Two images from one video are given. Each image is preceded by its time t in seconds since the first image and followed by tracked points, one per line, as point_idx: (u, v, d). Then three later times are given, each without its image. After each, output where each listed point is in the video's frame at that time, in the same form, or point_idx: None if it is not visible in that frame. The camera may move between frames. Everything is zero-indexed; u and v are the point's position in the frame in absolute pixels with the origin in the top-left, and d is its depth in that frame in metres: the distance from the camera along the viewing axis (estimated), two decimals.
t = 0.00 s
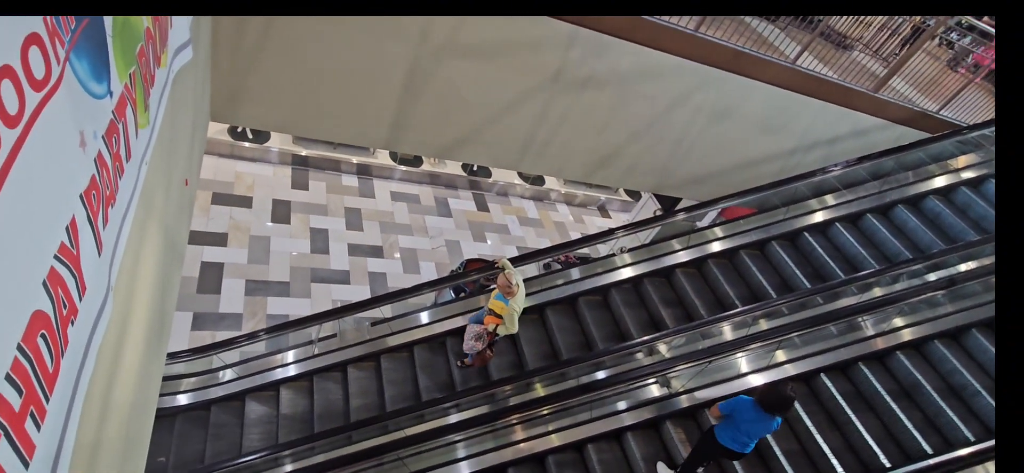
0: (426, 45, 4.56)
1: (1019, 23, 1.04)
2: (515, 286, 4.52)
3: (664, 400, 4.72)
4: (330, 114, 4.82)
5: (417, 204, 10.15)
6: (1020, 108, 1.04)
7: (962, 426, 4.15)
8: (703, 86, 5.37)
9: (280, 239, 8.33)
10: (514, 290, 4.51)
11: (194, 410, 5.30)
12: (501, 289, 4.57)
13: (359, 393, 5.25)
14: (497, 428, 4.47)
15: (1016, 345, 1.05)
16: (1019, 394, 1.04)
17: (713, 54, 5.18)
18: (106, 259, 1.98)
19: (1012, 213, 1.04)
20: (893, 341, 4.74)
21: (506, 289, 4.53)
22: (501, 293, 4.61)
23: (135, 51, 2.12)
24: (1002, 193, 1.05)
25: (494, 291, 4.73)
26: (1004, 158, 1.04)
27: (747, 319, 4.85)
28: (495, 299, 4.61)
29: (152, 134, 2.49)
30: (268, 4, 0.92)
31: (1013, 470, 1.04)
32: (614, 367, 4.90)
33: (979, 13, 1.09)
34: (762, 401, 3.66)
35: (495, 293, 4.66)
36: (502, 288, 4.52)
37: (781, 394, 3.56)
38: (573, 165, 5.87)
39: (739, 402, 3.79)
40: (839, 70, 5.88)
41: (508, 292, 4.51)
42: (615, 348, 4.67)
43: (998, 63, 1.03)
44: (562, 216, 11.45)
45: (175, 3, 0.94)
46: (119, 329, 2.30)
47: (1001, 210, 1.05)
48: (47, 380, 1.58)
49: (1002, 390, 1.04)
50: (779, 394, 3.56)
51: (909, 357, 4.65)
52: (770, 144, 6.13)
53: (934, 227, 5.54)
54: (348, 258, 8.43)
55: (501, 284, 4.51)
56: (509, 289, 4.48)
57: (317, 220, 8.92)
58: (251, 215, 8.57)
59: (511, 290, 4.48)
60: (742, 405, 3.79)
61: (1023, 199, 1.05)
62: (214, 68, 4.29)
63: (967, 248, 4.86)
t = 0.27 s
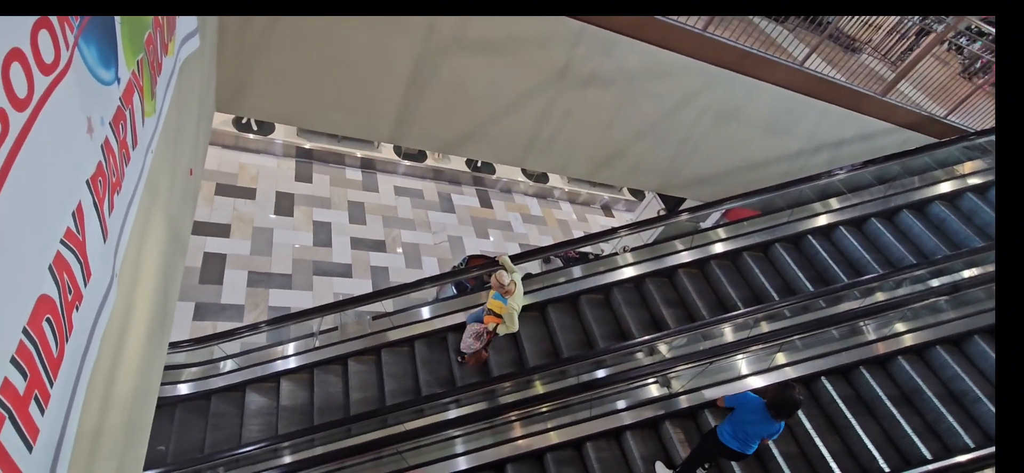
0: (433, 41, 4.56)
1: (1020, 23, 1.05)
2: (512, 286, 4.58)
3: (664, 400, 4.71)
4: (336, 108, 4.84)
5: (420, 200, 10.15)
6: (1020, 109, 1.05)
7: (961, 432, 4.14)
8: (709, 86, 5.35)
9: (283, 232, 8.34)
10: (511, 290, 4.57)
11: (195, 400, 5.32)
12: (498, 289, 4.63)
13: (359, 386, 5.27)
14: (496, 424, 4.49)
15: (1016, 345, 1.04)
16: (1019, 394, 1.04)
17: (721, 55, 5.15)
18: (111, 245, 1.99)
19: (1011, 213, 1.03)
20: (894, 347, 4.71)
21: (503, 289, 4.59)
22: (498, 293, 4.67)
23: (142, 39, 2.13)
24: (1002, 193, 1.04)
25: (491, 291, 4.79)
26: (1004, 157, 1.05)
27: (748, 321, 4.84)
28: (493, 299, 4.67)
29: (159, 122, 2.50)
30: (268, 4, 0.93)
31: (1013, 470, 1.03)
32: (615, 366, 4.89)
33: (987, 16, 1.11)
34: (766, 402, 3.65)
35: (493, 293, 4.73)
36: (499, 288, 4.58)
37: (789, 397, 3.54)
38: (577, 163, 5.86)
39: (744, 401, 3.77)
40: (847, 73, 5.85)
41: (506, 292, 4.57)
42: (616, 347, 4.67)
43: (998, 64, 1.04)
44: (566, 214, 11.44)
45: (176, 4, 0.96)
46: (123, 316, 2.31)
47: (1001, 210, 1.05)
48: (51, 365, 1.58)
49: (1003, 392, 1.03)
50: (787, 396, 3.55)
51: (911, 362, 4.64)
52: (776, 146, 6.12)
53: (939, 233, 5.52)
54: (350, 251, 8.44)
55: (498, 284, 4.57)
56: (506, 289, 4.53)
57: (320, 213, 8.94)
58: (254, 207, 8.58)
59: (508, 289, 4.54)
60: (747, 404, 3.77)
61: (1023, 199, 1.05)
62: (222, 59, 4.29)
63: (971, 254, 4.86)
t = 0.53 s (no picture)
0: (435, 37, 4.55)
1: None
2: (510, 283, 4.49)
3: (662, 399, 4.72)
4: (336, 104, 4.84)
5: (420, 195, 10.15)
6: None
7: (958, 434, 4.15)
8: (712, 85, 5.34)
9: (283, 226, 8.34)
10: (509, 287, 4.49)
11: (193, 393, 5.33)
12: (497, 285, 4.55)
13: (357, 381, 5.27)
14: (493, 420, 4.50)
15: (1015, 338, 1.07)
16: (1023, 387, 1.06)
17: (724, 54, 5.14)
18: (112, 235, 1.99)
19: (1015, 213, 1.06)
20: (892, 348, 4.73)
21: (501, 286, 4.51)
22: (497, 289, 4.61)
23: (145, 29, 2.13)
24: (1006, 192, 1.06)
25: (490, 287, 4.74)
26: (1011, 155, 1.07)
27: (748, 321, 4.84)
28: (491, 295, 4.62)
29: (160, 113, 2.50)
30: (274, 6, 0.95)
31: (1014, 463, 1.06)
32: (613, 364, 4.90)
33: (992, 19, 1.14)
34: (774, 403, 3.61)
35: (492, 289, 4.68)
36: (496, 285, 4.51)
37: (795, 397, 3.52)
38: (578, 161, 5.86)
39: (754, 399, 3.71)
40: (850, 74, 5.84)
41: (503, 289, 4.49)
42: (614, 345, 4.67)
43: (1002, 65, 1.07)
44: (566, 212, 11.43)
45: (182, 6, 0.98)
46: (123, 307, 2.31)
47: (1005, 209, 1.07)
48: (52, 355, 1.58)
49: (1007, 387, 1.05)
50: (793, 396, 3.53)
51: (909, 364, 4.64)
52: (777, 146, 6.12)
53: (939, 235, 5.52)
54: (350, 246, 8.44)
55: (495, 281, 4.49)
56: (503, 286, 4.45)
57: (320, 208, 8.94)
58: (254, 201, 8.58)
59: (505, 286, 4.46)
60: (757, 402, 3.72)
61: None
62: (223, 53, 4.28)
63: (971, 257, 4.82)
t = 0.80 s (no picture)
0: (434, 33, 4.54)
1: None
2: (505, 277, 4.52)
3: (658, 396, 4.74)
4: (333, 99, 4.82)
5: (418, 192, 10.13)
6: None
7: (952, 432, 4.17)
8: (710, 83, 5.34)
9: (280, 222, 8.33)
10: (505, 281, 4.52)
11: (190, 389, 5.33)
12: (492, 281, 4.58)
13: (354, 378, 5.27)
14: (489, 417, 4.50)
15: None
16: None
17: (722, 51, 5.13)
18: (107, 230, 1.98)
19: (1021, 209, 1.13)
20: (888, 346, 4.75)
21: (497, 280, 4.54)
22: (493, 285, 4.63)
23: (141, 23, 2.11)
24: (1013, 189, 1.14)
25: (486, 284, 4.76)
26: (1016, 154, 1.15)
27: (744, 319, 4.85)
28: (487, 291, 4.64)
29: (156, 108, 2.48)
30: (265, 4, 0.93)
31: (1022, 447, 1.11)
32: (610, 361, 4.91)
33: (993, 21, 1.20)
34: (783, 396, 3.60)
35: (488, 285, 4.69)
36: (492, 280, 4.53)
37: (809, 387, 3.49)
38: (576, 158, 5.86)
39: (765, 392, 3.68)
40: (848, 73, 5.84)
41: (499, 283, 4.52)
42: (611, 342, 4.67)
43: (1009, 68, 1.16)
44: (564, 209, 11.42)
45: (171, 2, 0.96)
46: (118, 302, 2.30)
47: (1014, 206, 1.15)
48: (46, 350, 1.58)
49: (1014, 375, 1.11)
50: (806, 388, 3.51)
51: (904, 362, 4.66)
52: (776, 144, 6.13)
53: (935, 234, 5.53)
54: (348, 243, 8.43)
55: (491, 276, 4.52)
56: (499, 280, 4.48)
57: (317, 204, 8.92)
58: (251, 197, 8.56)
59: (501, 280, 4.49)
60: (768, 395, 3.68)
61: None
62: (220, 47, 4.27)
63: (966, 256, 4.85)
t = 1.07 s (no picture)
0: (430, 30, 4.52)
1: None
2: (499, 269, 4.55)
3: (653, 393, 4.75)
4: (328, 96, 4.81)
5: (415, 189, 10.12)
6: None
7: (945, 428, 4.20)
8: (706, 80, 5.34)
9: (276, 219, 8.31)
10: (499, 273, 4.55)
11: (186, 387, 5.31)
12: (486, 273, 4.60)
13: (351, 375, 5.27)
14: (485, 415, 4.50)
15: None
16: None
17: (718, 48, 5.13)
18: (97, 228, 1.97)
19: None
20: (883, 342, 4.77)
21: (490, 273, 4.55)
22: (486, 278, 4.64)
23: (131, 19, 2.10)
24: None
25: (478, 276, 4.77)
26: None
27: (739, 316, 4.87)
28: (480, 284, 4.65)
29: (148, 104, 2.47)
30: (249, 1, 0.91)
31: None
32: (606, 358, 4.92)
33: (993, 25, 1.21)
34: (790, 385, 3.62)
35: (480, 278, 4.70)
36: (487, 273, 4.55)
37: (813, 376, 3.52)
38: (573, 155, 5.85)
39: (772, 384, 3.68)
40: (844, 70, 5.85)
41: (493, 276, 4.54)
42: (607, 339, 4.68)
43: None
44: (561, 206, 11.42)
45: None
46: (110, 300, 2.29)
47: None
48: (35, 349, 1.58)
49: None
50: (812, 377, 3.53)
51: (898, 358, 4.68)
52: (771, 142, 6.14)
53: (930, 231, 5.55)
54: (344, 240, 8.42)
55: (486, 269, 4.53)
56: (494, 273, 4.51)
57: (314, 201, 8.90)
58: (247, 193, 8.54)
59: (496, 273, 4.51)
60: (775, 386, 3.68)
61: None
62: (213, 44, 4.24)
63: (960, 253, 4.88)
